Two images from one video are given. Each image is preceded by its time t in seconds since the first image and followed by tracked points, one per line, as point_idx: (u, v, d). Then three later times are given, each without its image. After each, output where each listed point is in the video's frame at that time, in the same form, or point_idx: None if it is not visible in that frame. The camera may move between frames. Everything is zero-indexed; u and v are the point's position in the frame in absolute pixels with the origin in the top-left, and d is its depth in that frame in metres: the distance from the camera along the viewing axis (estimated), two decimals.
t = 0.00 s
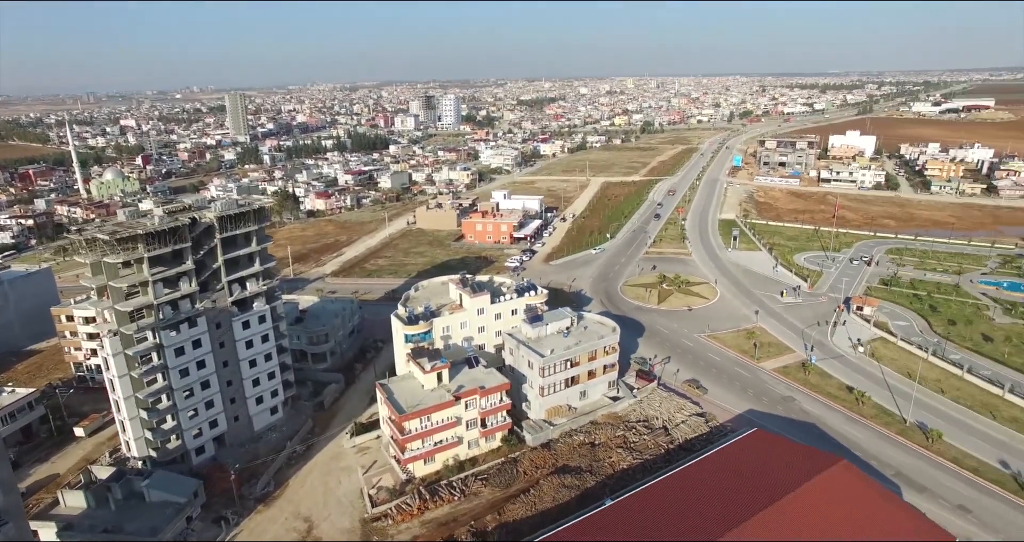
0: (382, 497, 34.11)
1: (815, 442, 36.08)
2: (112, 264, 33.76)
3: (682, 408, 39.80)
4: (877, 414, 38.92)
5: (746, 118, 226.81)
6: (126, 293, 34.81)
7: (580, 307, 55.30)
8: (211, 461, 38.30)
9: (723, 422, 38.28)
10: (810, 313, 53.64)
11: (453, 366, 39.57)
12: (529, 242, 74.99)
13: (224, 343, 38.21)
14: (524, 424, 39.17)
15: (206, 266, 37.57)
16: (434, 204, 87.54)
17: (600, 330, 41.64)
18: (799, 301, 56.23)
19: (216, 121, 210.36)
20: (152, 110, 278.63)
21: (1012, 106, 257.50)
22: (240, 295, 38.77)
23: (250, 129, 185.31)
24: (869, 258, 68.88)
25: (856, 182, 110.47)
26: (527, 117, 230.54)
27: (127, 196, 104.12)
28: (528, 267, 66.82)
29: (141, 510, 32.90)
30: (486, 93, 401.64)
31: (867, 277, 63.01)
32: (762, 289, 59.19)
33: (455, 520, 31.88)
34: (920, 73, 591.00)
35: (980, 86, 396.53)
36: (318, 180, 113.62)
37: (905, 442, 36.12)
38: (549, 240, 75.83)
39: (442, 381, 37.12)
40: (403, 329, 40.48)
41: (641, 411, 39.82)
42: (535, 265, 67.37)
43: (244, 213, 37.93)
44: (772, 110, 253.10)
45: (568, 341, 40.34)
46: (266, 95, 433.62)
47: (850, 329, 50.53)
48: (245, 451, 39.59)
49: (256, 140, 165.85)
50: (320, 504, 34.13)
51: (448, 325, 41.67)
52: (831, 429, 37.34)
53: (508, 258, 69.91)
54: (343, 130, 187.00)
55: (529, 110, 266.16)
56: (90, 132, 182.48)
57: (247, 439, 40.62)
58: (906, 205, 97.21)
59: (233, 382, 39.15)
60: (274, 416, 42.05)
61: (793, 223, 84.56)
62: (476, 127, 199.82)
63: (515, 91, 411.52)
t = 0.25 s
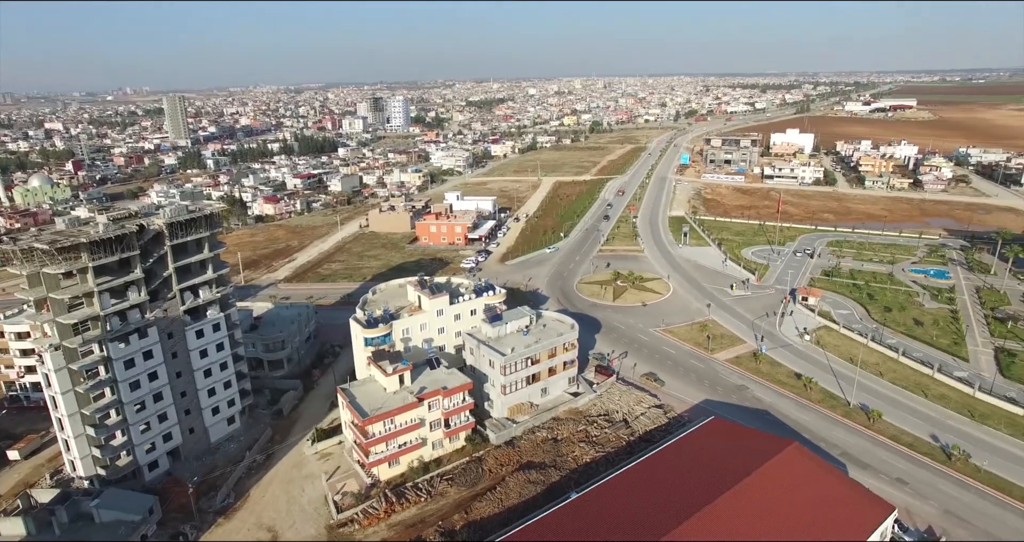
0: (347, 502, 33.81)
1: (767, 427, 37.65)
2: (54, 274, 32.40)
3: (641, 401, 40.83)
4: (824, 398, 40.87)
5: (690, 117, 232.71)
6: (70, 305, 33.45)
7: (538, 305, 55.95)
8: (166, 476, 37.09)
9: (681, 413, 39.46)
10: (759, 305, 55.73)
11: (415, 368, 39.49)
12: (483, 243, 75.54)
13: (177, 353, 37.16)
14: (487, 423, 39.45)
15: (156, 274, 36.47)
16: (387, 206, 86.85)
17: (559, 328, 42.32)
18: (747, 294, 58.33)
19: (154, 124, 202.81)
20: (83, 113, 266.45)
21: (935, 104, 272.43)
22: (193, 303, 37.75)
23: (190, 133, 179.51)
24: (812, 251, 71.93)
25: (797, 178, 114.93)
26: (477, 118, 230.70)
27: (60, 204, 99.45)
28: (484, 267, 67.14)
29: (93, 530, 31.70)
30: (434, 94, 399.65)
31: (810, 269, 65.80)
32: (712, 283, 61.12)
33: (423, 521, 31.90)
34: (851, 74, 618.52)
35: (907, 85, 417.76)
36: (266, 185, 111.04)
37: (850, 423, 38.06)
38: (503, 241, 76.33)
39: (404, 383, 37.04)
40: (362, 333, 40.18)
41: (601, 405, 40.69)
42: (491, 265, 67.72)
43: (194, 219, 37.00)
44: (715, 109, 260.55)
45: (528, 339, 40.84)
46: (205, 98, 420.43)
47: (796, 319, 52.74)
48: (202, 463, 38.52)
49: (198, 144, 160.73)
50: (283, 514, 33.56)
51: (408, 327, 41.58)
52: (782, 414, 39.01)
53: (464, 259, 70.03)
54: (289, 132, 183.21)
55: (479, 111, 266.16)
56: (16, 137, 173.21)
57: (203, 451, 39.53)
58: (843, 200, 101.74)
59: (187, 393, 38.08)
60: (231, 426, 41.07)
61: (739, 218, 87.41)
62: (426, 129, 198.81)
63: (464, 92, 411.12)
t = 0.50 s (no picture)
0: (313, 510, 33.35)
1: (723, 416, 38.91)
2: None
3: (603, 396, 41.63)
4: (777, 386, 42.47)
5: (642, 117, 236.95)
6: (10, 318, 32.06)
7: (498, 305, 56.28)
8: (118, 494, 35.80)
9: (641, 406, 40.39)
10: (713, 299, 57.38)
11: (377, 371, 39.25)
12: (441, 244, 75.37)
13: (128, 366, 35.99)
14: (452, 423, 39.53)
15: (104, 283, 35.34)
16: (342, 210, 85.73)
17: (520, 327, 42.74)
18: (702, 289, 59.96)
19: (91, 128, 194.75)
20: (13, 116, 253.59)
21: (871, 103, 284.52)
22: (143, 313, 36.69)
23: (131, 137, 173.14)
24: (761, 245, 74.37)
25: (745, 175, 118.42)
26: (430, 120, 229.71)
27: None
28: (443, 269, 67.09)
29: None
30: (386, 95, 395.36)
31: (761, 262, 68.05)
32: (668, 279, 62.59)
33: (391, 524, 31.80)
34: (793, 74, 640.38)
35: (845, 85, 434.76)
36: (214, 190, 108.13)
37: (802, 410, 39.65)
38: (461, 242, 76.37)
39: (367, 386, 36.76)
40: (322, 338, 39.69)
41: (564, 402, 41.31)
42: (449, 266, 67.70)
43: (142, 225, 35.95)
44: (665, 109, 265.96)
45: (489, 338, 41.10)
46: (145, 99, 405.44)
47: (749, 312, 54.51)
48: (157, 478, 37.36)
49: (140, 148, 155.13)
50: (246, 525, 32.85)
51: (369, 331, 41.29)
52: (738, 404, 40.34)
53: (422, 261, 69.78)
54: (237, 135, 178.62)
55: (432, 112, 265.04)
56: None
57: (158, 466, 38.36)
58: (789, 196, 105.44)
59: (139, 406, 36.90)
60: (187, 439, 39.98)
61: (692, 215, 89.63)
62: (378, 131, 196.77)
63: (417, 93, 408.46)
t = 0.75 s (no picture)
0: (273, 521, 32.58)
1: (681, 408, 39.85)
2: None
3: (563, 394, 42.11)
4: (730, 377, 43.74)
5: (593, 117, 239.99)
6: None
7: (456, 307, 56.23)
8: (60, 518, 34.13)
9: (601, 402, 41.01)
10: (667, 294, 58.68)
11: (335, 377, 38.72)
12: (396, 247, 74.80)
13: (68, 382, 34.44)
14: (413, 426, 39.31)
15: (42, 296, 33.90)
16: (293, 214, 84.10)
17: (479, 327, 42.83)
18: (655, 285, 61.21)
19: (20, 132, 185.43)
20: None
21: (811, 102, 295.34)
22: (86, 325, 35.28)
23: (66, 142, 165.77)
24: (711, 241, 76.37)
25: (695, 172, 121.33)
26: (381, 122, 227.27)
27: None
28: (399, 272, 66.61)
29: None
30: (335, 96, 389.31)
31: (711, 258, 69.89)
32: (622, 276, 63.67)
33: (355, 531, 31.42)
34: (736, 74, 659.30)
35: (786, 84, 449.76)
36: (157, 196, 104.47)
37: (754, 399, 40.99)
38: (417, 245, 75.95)
39: (326, 393, 36.18)
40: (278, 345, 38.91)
41: (524, 401, 41.62)
42: (405, 269, 67.25)
43: (83, 235, 34.57)
44: (615, 108, 269.97)
45: (449, 340, 41.06)
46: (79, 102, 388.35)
47: (701, 306, 55.94)
48: (102, 500, 35.80)
49: (75, 154, 148.68)
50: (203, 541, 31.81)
51: (326, 336, 40.70)
52: (694, 396, 41.41)
53: (378, 264, 69.09)
54: (179, 139, 173.09)
55: (383, 114, 262.34)
56: None
57: (103, 486, 36.80)
58: (737, 192, 108.52)
59: (82, 424, 35.32)
60: (136, 456, 38.50)
61: (644, 213, 91.30)
62: (329, 134, 193.73)
63: (367, 96, 403.42)
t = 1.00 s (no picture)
0: (228, 536, 31.47)
1: (637, 403, 40.57)
2: None
3: (521, 394, 42.33)
4: (684, 371, 44.81)
5: (542, 118, 241.86)
6: None
7: (411, 310, 55.79)
8: None
9: (559, 400, 41.39)
10: (620, 292, 59.62)
11: (290, 385, 37.88)
12: (348, 252, 73.74)
13: None
14: (371, 432, 38.80)
15: None
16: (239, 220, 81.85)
17: (435, 330, 42.63)
18: (608, 283, 62.11)
19: None
20: None
21: (752, 102, 304.97)
22: (16, 341, 33.73)
23: None
24: (662, 238, 78.01)
25: (644, 171, 123.69)
26: (329, 125, 223.72)
27: None
28: (351, 276, 65.64)
29: None
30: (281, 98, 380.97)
31: (662, 255, 71.38)
32: (576, 275, 64.36)
33: None
34: (681, 75, 675.15)
35: (728, 84, 462.94)
36: (92, 204, 100.10)
37: (708, 391, 42.08)
38: (369, 248, 75.03)
39: (280, 401, 35.34)
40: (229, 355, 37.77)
41: (483, 402, 41.61)
42: (358, 274, 66.32)
43: (11, 246, 33.05)
44: (564, 109, 272.62)
45: (404, 344, 40.70)
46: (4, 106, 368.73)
47: (654, 302, 57.06)
48: (37, 527, 33.83)
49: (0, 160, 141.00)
50: None
51: (278, 344, 39.75)
52: (650, 390, 42.21)
53: (329, 269, 67.93)
54: (115, 144, 166.20)
55: (330, 116, 258.09)
56: None
57: (38, 513, 34.81)
58: (685, 190, 111.20)
59: (12, 448, 33.29)
60: (74, 478, 36.57)
61: (596, 212, 92.55)
62: (274, 137, 189.38)
63: (313, 98, 395.69)
